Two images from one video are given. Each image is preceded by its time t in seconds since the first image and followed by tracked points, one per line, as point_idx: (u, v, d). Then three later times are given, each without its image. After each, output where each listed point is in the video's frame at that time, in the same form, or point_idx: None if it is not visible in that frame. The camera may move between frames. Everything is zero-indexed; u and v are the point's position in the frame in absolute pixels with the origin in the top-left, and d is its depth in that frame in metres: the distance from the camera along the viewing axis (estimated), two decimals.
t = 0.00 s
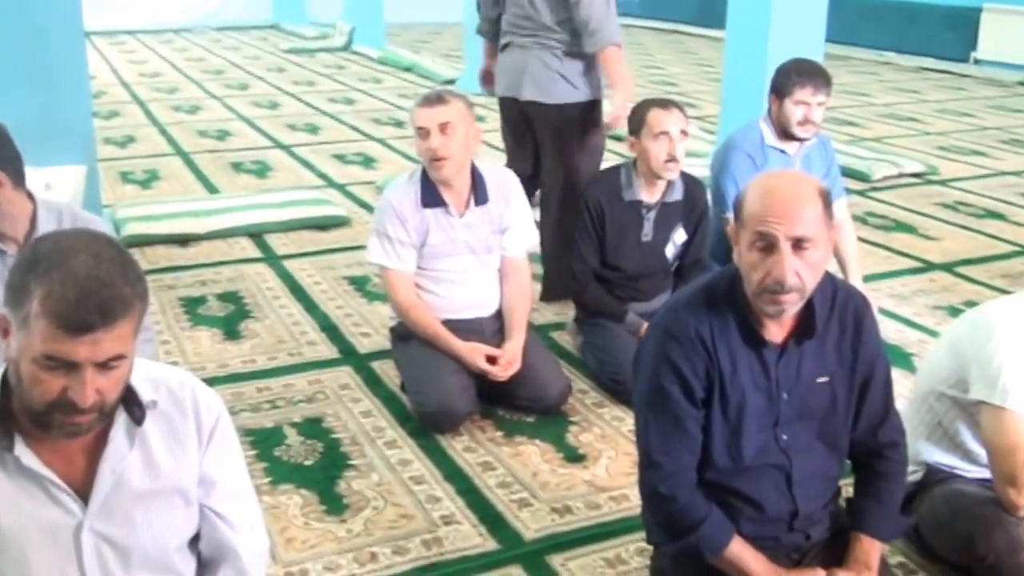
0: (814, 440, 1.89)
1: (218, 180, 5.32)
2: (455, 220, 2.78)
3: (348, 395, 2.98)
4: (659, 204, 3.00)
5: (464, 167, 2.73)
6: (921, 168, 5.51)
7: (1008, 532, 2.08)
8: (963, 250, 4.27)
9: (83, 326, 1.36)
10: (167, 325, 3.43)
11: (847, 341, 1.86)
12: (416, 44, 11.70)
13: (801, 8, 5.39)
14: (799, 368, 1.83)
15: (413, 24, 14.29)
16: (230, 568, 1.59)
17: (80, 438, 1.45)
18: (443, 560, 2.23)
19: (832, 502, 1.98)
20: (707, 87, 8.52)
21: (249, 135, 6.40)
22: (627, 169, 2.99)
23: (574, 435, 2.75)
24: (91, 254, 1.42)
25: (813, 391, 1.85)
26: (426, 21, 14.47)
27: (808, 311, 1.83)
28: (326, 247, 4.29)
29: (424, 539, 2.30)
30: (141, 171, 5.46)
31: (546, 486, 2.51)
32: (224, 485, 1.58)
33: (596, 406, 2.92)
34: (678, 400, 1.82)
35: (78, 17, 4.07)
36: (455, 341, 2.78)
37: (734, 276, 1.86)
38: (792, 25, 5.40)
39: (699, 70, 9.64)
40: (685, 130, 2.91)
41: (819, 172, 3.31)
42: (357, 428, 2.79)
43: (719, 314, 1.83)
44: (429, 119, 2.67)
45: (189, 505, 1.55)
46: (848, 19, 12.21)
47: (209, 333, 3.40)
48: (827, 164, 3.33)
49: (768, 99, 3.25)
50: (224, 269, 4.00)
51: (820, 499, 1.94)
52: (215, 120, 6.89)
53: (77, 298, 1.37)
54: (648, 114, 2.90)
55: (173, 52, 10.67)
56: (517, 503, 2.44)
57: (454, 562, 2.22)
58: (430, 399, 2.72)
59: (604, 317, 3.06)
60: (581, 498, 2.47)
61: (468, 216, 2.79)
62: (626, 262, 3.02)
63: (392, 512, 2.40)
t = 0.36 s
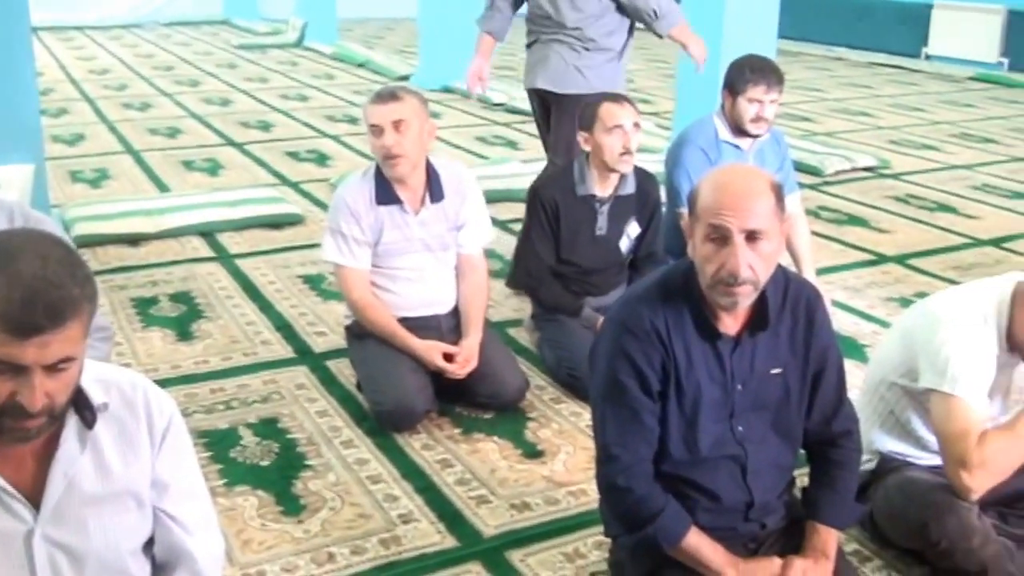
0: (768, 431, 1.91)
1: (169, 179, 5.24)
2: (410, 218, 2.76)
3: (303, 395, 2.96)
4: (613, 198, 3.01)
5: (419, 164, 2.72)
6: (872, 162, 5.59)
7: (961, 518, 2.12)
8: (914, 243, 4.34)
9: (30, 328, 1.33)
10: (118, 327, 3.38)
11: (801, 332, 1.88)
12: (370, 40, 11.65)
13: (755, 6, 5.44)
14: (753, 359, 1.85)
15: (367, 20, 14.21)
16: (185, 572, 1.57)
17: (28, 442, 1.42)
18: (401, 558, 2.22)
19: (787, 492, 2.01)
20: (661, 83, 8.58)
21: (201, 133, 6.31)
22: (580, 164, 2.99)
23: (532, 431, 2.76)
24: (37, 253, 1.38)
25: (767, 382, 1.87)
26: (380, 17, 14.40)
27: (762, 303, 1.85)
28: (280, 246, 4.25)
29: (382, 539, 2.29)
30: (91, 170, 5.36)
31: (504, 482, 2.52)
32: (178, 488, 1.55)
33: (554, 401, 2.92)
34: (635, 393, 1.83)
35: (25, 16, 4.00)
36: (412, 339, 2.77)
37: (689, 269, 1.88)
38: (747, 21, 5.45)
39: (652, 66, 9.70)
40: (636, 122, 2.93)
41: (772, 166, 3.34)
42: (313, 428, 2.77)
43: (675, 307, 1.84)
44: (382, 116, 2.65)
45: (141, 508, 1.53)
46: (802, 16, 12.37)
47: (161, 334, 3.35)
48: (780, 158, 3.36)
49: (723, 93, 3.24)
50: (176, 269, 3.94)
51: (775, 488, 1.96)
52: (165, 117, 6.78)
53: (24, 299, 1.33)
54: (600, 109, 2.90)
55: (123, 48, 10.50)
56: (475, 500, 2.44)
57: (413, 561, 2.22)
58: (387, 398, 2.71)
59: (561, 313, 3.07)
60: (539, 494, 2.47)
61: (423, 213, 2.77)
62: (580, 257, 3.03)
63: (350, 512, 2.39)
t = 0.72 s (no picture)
0: (723, 422, 1.93)
1: (119, 178, 5.16)
2: (364, 215, 2.74)
3: (258, 395, 2.93)
4: (566, 192, 3.02)
5: (372, 162, 2.70)
6: (824, 156, 5.66)
7: (915, 504, 2.15)
8: (865, 235, 4.40)
9: None
10: (69, 330, 3.32)
11: (755, 324, 1.89)
12: (322, 36, 11.56)
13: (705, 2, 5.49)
14: (708, 352, 1.87)
15: (319, 16, 14.10)
16: None
17: None
18: (360, 557, 2.21)
19: (743, 482, 2.03)
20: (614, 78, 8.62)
21: (151, 131, 6.22)
22: (534, 161, 2.99)
23: (490, 427, 2.76)
24: None
25: (722, 374, 1.89)
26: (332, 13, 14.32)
27: (716, 296, 1.86)
28: (233, 244, 4.21)
29: (340, 538, 2.28)
30: (39, 170, 5.25)
31: (463, 479, 2.51)
32: (131, 493, 1.52)
33: (512, 397, 2.93)
34: (591, 387, 1.84)
35: None
36: (368, 337, 2.75)
37: (644, 262, 1.89)
38: (697, 17, 5.48)
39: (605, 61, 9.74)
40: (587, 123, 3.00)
41: (724, 160, 3.37)
42: (269, 428, 2.74)
43: (630, 300, 1.84)
44: (336, 113, 2.63)
45: (94, 514, 1.50)
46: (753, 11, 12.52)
47: (113, 335, 3.30)
48: (732, 152, 3.40)
49: (676, 87, 3.27)
50: (127, 269, 3.88)
51: (731, 478, 1.98)
52: (115, 116, 6.67)
53: None
54: (584, 112, 2.89)
55: (70, 45, 10.31)
56: (434, 498, 2.43)
57: (372, 560, 2.20)
58: (344, 397, 2.69)
59: (518, 309, 3.07)
60: (498, 490, 2.47)
61: (377, 211, 2.75)
62: (535, 253, 3.03)
63: (308, 512, 2.37)
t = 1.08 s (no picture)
0: (679, 415, 1.94)
1: (69, 178, 5.07)
2: (318, 213, 2.71)
3: (214, 397, 2.90)
4: (520, 188, 3.01)
5: (326, 159, 2.67)
6: (777, 149, 5.71)
7: (870, 492, 2.17)
8: (819, 227, 4.45)
9: None
10: (20, 335, 3.25)
11: (710, 318, 1.91)
12: (274, 32, 11.46)
13: None
14: (663, 346, 1.87)
15: (271, 12, 13.96)
16: None
17: None
18: (319, 558, 2.19)
19: (700, 474, 2.04)
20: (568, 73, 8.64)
21: (102, 130, 6.11)
22: (487, 158, 2.97)
23: (448, 424, 2.75)
24: None
25: (677, 367, 1.90)
26: (284, 9, 14.18)
27: (670, 290, 1.87)
28: (187, 245, 4.15)
29: (299, 540, 2.26)
30: None
31: (422, 477, 2.50)
32: (83, 500, 1.49)
33: (470, 394, 2.92)
34: (548, 382, 1.83)
35: None
36: (324, 337, 2.73)
37: (599, 258, 1.89)
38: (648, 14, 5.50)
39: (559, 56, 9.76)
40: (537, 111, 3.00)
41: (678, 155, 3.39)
42: (225, 431, 2.71)
43: (586, 296, 1.85)
44: (289, 110, 2.60)
45: (45, 523, 1.47)
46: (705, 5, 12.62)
47: (65, 340, 3.24)
48: (685, 146, 3.42)
49: (630, 82, 3.28)
50: (79, 272, 3.81)
51: (688, 471, 1.99)
52: (64, 115, 6.55)
53: None
54: (540, 109, 2.89)
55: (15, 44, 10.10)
56: (393, 497, 2.42)
57: (332, 560, 2.19)
58: (301, 397, 2.67)
59: (475, 306, 3.06)
60: (457, 487, 2.47)
61: (332, 209, 2.73)
62: (492, 249, 3.02)
63: (266, 515, 2.35)
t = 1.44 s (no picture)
0: (637, 409, 1.94)
1: (18, 179, 4.96)
2: (272, 212, 2.68)
3: (169, 400, 2.85)
4: (475, 183, 3.00)
5: (279, 157, 2.64)
6: (730, 143, 5.75)
7: (826, 481, 2.19)
8: (772, 220, 4.49)
9: None
10: None
11: (666, 311, 1.91)
12: (225, 29, 11.32)
13: None
14: (620, 340, 1.87)
15: (222, 9, 13.79)
16: None
17: None
18: (278, 561, 2.17)
19: (658, 466, 2.05)
20: (521, 69, 8.64)
21: (52, 130, 6.00)
22: (439, 154, 2.96)
23: (406, 423, 2.73)
24: None
25: (635, 362, 1.90)
26: (234, 5, 14.02)
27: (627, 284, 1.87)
28: (139, 246, 4.08)
29: (257, 543, 2.23)
30: None
31: (380, 477, 2.48)
32: (37, 509, 1.45)
33: (428, 392, 2.91)
34: (506, 378, 1.83)
35: None
36: (280, 337, 2.70)
37: (556, 253, 1.88)
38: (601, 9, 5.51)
39: (514, 52, 9.76)
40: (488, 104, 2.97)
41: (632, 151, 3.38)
42: (181, 434, 2.67)
43: (543, 291, 1.84)
44: (241, 108, 2.56)
45: None
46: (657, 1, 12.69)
47: (16, 344, 3.17)
48: (639, 142, 3.42)
49: (584, 79, 3.27)
50: (29, 275, 3.73)
51: (646, 464, 2.00)
52: (12, 114, 6.42)
53: None
54: (474, 104, 2.86)
55: None
56: (351, 497, 2.40)
57: (291, 563, 2.17)
58: (256, 399, 2.63)
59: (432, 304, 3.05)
60: (416, 486, 2.45)
61: (285, 207, 2.69)
62: (446, 246, 3.01)
63: (223, 518, 2.32)
